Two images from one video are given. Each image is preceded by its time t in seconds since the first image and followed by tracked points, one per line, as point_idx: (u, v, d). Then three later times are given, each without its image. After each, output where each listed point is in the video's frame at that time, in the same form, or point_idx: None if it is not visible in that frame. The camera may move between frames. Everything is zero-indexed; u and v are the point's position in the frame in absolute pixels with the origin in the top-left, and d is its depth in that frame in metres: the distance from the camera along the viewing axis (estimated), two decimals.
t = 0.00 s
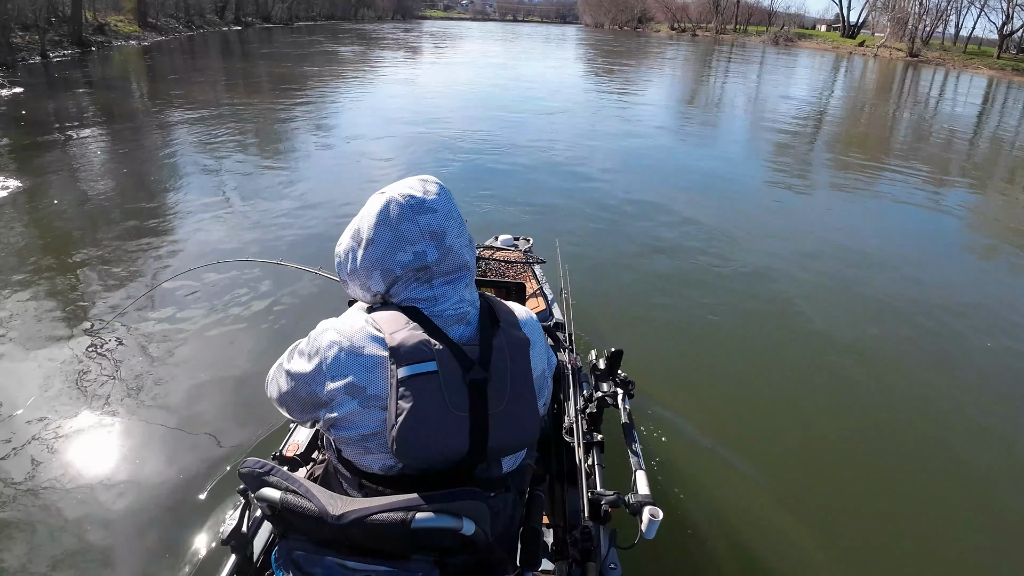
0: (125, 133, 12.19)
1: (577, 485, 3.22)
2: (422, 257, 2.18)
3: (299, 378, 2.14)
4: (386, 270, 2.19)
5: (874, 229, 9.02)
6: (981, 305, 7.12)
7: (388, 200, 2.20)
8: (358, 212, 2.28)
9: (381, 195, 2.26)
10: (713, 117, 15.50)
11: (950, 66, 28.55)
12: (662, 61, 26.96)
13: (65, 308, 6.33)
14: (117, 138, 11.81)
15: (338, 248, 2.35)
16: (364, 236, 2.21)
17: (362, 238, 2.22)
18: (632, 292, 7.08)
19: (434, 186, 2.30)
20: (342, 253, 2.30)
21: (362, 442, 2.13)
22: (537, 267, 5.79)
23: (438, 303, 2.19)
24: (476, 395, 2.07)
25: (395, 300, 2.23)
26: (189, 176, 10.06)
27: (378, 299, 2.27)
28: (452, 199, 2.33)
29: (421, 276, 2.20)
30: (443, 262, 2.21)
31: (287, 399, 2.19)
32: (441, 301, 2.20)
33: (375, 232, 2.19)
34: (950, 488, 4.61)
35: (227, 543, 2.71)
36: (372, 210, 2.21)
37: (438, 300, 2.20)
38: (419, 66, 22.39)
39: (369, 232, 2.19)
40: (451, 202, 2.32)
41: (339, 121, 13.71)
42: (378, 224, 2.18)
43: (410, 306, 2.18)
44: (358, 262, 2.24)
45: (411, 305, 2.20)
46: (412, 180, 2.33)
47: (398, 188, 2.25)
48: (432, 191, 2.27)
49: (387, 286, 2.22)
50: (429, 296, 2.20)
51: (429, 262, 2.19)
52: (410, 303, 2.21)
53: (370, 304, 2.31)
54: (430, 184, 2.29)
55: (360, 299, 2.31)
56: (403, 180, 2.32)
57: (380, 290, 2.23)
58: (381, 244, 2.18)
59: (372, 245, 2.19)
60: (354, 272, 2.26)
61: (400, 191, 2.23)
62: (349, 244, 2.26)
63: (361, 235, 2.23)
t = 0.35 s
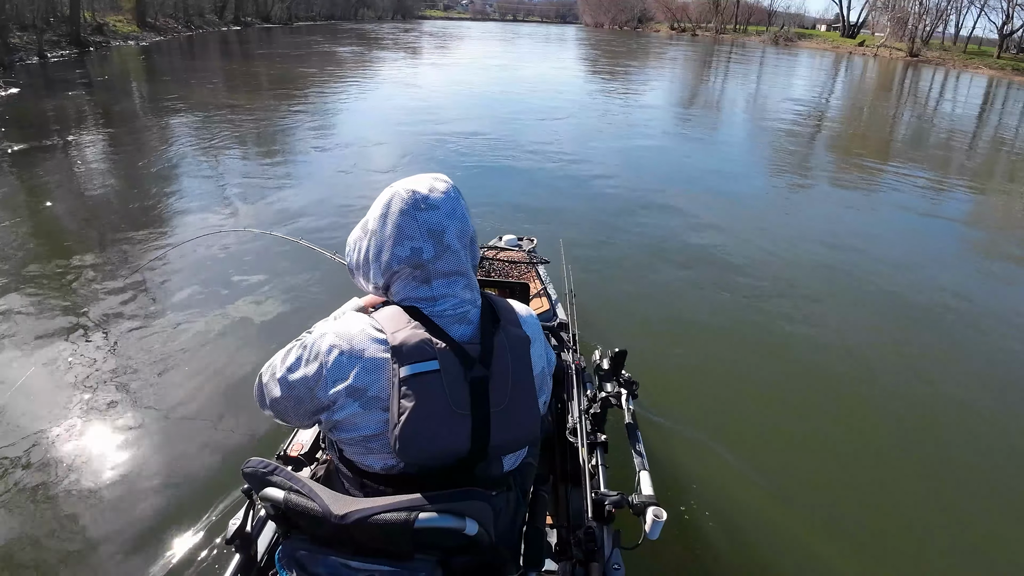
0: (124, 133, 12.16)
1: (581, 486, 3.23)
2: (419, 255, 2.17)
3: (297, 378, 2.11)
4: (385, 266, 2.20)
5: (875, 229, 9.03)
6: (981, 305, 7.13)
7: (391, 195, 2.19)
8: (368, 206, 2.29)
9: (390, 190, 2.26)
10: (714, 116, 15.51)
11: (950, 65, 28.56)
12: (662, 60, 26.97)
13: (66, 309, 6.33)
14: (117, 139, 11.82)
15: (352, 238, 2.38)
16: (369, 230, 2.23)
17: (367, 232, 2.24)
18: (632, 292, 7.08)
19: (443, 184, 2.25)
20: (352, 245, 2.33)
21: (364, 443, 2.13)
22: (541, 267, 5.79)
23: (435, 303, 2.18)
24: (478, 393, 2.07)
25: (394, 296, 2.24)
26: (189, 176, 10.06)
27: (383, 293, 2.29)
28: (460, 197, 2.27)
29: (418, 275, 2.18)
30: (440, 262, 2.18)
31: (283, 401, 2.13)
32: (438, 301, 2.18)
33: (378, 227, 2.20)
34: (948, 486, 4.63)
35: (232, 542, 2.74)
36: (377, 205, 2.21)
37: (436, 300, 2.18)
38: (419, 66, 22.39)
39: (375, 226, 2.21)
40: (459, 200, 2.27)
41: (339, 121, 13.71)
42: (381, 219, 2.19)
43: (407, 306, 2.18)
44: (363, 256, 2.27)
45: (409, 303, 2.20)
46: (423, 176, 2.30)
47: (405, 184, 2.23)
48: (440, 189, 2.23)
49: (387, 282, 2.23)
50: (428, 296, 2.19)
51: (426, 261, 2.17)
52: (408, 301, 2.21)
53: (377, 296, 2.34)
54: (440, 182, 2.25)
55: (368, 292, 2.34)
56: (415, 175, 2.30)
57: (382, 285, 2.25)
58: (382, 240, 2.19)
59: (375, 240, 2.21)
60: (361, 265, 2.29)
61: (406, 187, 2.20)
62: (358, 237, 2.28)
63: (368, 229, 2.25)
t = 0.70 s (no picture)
0: (124, 134, 12.15)
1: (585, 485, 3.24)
2: (433, 256, 2.16)
3: (302, 375, 2.06)
4: (397, 263, 2.18)
5: (875, 229, 9.04)
6: (982, 305, 7.13)
7: (409, 193, 2.16)
8: (380, 199, 2.25)
9: (406, 186, 2.22)
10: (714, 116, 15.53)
11: (950, 65, 28.57)
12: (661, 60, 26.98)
13: (66, 310, 6.32)
14: (117, 139, 11.82)
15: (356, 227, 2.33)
16: (382, 225, 2.19)
17: (380, 227, 2.19)
18: (633, 292, 7.07)
19: (460, 186, 2.25)
20: (359, 235, 2.28)
21: (368, 442, 2.13)
22: (545, 267, 5.79)
23: (443, 304, 2.19)
24: (483, 393, 2.07)
25: (401, 293, 2.23)
26: (189, 176, 10.06)
27: (389, 289, 2.28)
28: (476, 200, 2.28)
29: (429, 275, 2.18)
30: (454, 264, 2.19)
31: (286, 396, 2.10)
32: (446, 302, 2.19)
33: (391, 224, 2.17)
34: (948, 485, 4.63)
35: (237, 542, 2.67)
36: (393, 202, 2.18)
37: (444, 300, 2.19)
38: (418, 66, 22.38)
39: (387, 223, 2.17)
40: (474, 203, 2.27)
41: (339, 121, 13.72)
42: (397, 216, 2.15)
43: (416, 305, 2.18)
44: (372, 249, 2.23)
45: (417, 302, 2.20)
46: (439, 174, 2.28)
47: (422, 183, 2.21)
48: (457, 191, 2.22)
49: (397, 279, 2.22)
50: (436, 296, 2.19)
51: (440, 263, 2.17)
52: (416, 299, 2.21)
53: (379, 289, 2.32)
54: (457, 184, 2.25)
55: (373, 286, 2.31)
56: (430, 173, 2.28)
57: (391, 282, 2.23)
58: (396, 238, 2.16)
59: (388, 237, 2.17)
60: (368, 258, 2.26)
61: (425, 187, 2.19)
62: (367, 229, 2.24)
63: (379, 223, 2.20)
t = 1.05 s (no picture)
0: (122, 134, 12.16)
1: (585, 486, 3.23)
2: (430, 254, 2.15)
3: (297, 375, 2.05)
4: (394, 262, 2.18)
5: (875, 229, 9.04)
6: (982, 305, 7.13)
7: (403, 192, 2.16)
8: (376, 198, 2.25)
9: (401, 184, 2.22)
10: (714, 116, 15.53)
11: (949, 65, 28.57)
12: (661, 60, 26.98)
13: (64, 309, 6.32)
14: (115, 138, 11.83)
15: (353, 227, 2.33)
16: (378, 225, 2.19)
17: (376, 226, 2.20)
18: (633, 292, 7.07)
19: (454, 183, 2.24)
20: (357, 236, 2.28)
21: (367, 439, 2.12)
22: (547, 267, 5.79)
23: (440, 301, 2.19)
24: (481, 390, 2.06)
25: (400, 292, 2.23)
26: (188, 176, 10.07)
27: (388, 288, 2.28)
28: (471, 197, 2.26)
29: (427, 273, 2.17)
30: (451, 262, 2.18)
31: (282, 397, 2.08)
32: (443, 300, 2.19)
33: (386, 223, 2.17)
34: (948, 485, 4.64)
35: (236, 539, 2.66)
36: (387, 201, 2.18)
37: (442, 298, 2.19)
38: (418, 66, 22.39)
39: (383, 222, 2.17)
40: (469, 199, 2.26)
41: (338, 121, 13.73)
42: (392, 215, 2.15)
43: (414, 304, 2.18)
44: (370, 249, 2.24)
45: (414, 300, 2.20)
46: (433, 173, 2.27)
47: (417, 181, 2.20)
48: (452, 188, 2.21)
49: (394, 278, 2.22)
50: (433, 294, 2.19)
51: (436, 260, 2.16)
52: (414, 298, 2.21)
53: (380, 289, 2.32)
54: (451, 180, 2.24)
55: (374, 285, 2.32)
56: (425, 172, 2.27)
57: (389, 281, 2.24)
58: (391, 236, 2.16)
59: (384, 235, 2.17)
60: (367, 257, 2.27)
61: (420, 184, 2.18)
62: (364, 229, 2.24)
63: (375, 223, 2.20)
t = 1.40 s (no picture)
0: (121, 134, 12.14)
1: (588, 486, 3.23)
2: (431, 253, 2.15)
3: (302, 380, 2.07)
4: (396, 262, 2.18)
5: (875, 229, 9.04)
6: (981, 305, 7.13)
7: (404, 192, 2.16)
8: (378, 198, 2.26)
9: (403, 184, 2.22)
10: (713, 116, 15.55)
11: (949, 65, 28.58)
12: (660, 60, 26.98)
13: (63, 310, 6.31)
14: (115, 139, 11.83)
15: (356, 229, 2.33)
16: (380, 225, 2.19)
17: (377, 227, 2.20)
18: (633, 291, 7.08)
19: (456, 182, 2.24)
20: (360, 238, 2.28)
21: (370, 439, 2.12)
22: (550, 267, 5.79)
23: (442, 301, 2.18)
24: (484, 387, 2.06)
25: (403, 293, 2.23)
26: (187, 176, 10.07)
27: (391, 288, 2.28)
28: (472, 196, 2.26)
29: (428, 273, 2.17)
30: (452, 261, 2.17)
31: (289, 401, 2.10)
32: (445, 299, 2.18)
33: (388, 223, 2.17)
34: (946, 485, 4.63)
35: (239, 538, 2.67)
36: (389, 201, 2.18)
37: (444, 297, 2.18)
38: (417, 66, 22.37)
39: (385, 222, 2.17)
40: (471, 198, 2.25)
41: (338, 121, 13.72)
42: (394, 215, 2.15)
43: (416, 304, 2.18)
44: (372, 250, 2.24)
45: (416, 300, 2.19)
46: (435, 173, 2.27)
47: (418, 181, 2.20)
48: (452, 187, 2.21)
49: (396, 278, 2.21)
50: (435, 293, 2.18)
51: (437, 259, 2.15)
52: (416, 297, 2.20)
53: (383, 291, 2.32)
54: (453, 179, 2.24)
55: (377, 286, 2.32)
56: (426, 172, 2.27)
57: (391, 281, 2.23)
58: (392, 236, 2.16)
59: (385, 236, 2.17)
60: (369, 258, 2.27)
61: (421, 184, 2.18)
62: (366, 230, 2.24)
63: (377, 224, 2.21)
